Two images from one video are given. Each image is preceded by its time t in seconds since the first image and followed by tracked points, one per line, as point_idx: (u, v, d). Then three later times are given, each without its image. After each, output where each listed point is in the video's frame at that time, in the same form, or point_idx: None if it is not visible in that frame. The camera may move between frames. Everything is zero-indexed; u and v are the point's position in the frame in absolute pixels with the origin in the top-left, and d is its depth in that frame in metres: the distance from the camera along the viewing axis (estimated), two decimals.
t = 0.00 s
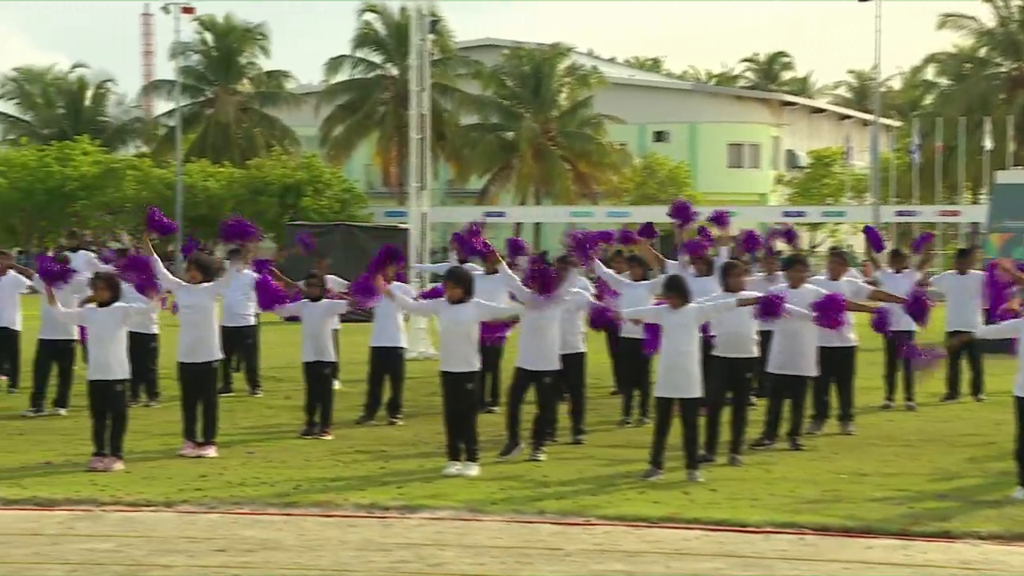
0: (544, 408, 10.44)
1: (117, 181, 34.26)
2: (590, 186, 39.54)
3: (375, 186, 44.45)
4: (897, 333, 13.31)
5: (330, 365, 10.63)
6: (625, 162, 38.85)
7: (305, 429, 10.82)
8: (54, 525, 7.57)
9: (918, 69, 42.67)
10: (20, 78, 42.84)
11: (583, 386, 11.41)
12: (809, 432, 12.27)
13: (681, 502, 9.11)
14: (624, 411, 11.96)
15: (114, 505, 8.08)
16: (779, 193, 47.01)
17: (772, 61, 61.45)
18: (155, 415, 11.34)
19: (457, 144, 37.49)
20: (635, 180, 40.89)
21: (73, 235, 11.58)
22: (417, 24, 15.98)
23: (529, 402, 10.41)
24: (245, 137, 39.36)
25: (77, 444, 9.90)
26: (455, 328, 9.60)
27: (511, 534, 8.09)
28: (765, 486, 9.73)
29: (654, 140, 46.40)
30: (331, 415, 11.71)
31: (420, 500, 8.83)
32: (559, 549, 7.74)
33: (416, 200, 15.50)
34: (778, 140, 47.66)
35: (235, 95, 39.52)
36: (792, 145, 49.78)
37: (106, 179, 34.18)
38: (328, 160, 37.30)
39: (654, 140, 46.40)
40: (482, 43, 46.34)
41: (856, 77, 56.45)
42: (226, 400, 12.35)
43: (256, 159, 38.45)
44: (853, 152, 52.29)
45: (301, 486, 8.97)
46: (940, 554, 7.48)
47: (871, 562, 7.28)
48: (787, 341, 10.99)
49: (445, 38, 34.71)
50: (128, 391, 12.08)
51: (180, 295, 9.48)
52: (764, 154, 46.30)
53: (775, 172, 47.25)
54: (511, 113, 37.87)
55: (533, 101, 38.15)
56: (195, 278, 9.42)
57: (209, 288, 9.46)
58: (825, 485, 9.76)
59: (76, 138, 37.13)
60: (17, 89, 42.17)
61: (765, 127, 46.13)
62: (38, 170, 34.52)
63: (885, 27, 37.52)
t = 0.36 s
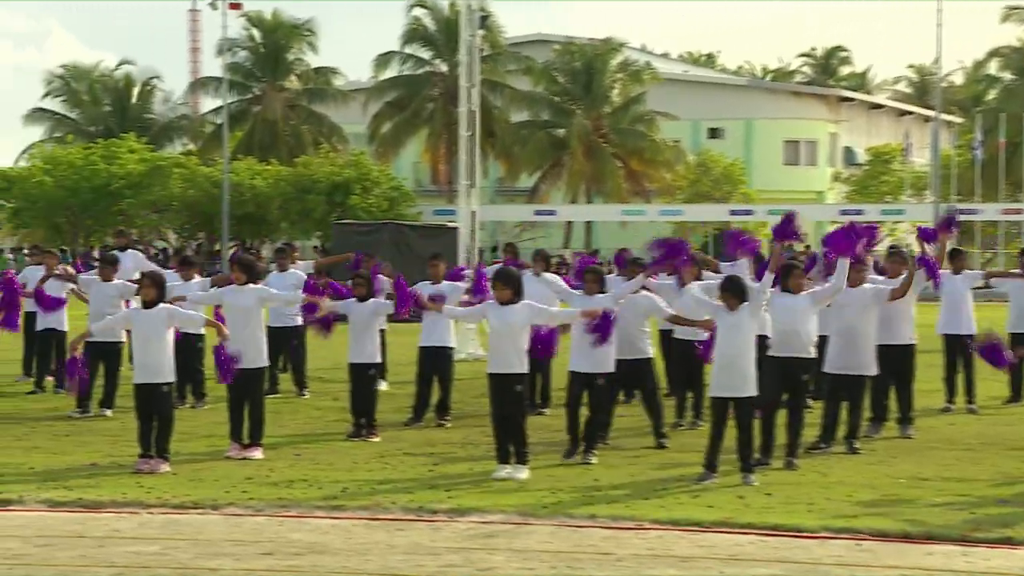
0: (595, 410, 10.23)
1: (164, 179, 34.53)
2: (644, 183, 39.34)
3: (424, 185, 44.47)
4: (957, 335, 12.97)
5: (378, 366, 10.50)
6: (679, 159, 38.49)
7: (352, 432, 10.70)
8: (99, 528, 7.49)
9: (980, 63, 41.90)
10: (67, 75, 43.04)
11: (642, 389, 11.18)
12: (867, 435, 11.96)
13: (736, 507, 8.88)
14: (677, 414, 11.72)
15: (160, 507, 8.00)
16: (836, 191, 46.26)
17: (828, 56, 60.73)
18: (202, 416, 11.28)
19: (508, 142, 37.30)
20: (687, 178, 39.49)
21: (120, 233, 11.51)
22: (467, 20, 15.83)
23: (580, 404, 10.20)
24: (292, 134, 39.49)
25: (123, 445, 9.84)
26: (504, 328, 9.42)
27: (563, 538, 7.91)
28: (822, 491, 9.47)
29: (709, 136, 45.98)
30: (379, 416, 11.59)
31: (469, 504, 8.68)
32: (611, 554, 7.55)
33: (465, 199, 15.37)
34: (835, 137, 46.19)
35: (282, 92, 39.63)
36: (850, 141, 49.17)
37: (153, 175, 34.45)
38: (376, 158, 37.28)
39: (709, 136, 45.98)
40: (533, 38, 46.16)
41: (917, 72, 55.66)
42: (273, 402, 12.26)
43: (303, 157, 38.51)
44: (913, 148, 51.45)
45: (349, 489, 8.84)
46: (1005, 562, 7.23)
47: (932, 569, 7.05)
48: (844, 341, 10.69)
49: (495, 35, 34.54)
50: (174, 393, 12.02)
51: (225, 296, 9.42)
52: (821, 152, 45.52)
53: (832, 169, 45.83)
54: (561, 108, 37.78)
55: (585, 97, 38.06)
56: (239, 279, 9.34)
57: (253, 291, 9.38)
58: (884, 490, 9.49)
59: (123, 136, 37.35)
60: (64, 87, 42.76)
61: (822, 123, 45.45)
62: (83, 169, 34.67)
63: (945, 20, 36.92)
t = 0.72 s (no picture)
0: (632, 413, 10.03)
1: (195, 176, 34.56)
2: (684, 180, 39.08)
3: (459, 182, 44.35)
4: (1004, 337, 12.64)
5: (408, 366, 10.39)
6: (718, 156, 38.11)
7: (385, 434, 10.57)
8: (129, 531, 7.39)
9: None
10: (98, 71, 43.12)
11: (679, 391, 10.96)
12: (912, 438, 11.68)
13: (777, 512, 8.66)
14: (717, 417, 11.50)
15: (191, 510, 7.88)
16: (881, 188, 45.60)
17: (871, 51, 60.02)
18: (233, 417, 11.19)
19: (544, 140, 37.20)
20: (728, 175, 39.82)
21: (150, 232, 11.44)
22: (503, 14, 15.64)
23: (617, 407, 10.00)
24: (325, 130, 39.39)
25: (154, 446, 9.77)
26: (540, 329, 9.25)
27: (600, 543, 7.73)
28: (867, 495, 9.22)
29: (749, 134, 45.39)
30: (413, 418, 11.45)
31: (503, 508, 8.50)
32: (650, 559, 7.35)
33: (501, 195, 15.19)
34: (880, 133, 46.20)
35: (314, 88, 39.55)
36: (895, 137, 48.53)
37: (184, 173, 34.35)
38: (411, 155, 37.16)
39: (749, 133, 45.39)
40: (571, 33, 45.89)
41: (964, 66, 54.88)
42: (305, 404, 12.16)
43: (336, 154, 38.39)
44: (958, 144, 50.71)
45: (383, 492, 8.69)
46: None
47: None
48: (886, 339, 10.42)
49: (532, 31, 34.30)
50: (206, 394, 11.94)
51: (258, 296, 9.31)
52: (865, 149, 44.96)
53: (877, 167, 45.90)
54: (599, 105, 37.41)
55: (623, 93, 37.75)
56: (272, 279, 9.25)
57: (287, 292, 9.25)
58: (930, 495, 9.22)
59: (156, 131, 37.51)
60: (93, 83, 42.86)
61: (866, 120, 44.86)
62: (114, 164, 35.16)
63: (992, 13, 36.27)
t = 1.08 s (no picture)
0: (676, 415, 9.82)
1: (230, 175, 34.56)
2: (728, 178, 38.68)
3: (498, 180, 44.21)
4: None
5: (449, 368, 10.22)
6: (764, 153, 37.68)
7: (424, 437, 10.42)
8: (165, 535, 7.28)
9: None
10: (132, 68, 43.17)
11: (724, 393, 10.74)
12: (964, 442, 11.38)
13: (825, 516, 8.42)
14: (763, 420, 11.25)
15: (227, 514, 7.77)
16: (931, 185, 44.73)
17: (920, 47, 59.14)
18: (269, 419, 11.08)
19: (586, 137, 37.04)
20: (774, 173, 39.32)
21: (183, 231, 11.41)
22: (543, 9, 15.46)
23: (660, 410, 9.79)
24: (362, 127, 39.19)
25: (189, 449, 9.68)
26: (581, 328, 9.06)
27: (642, 549, 7.53)
28: (917, 501, 8.95)
29: (796, 130, 45.00)
30: (452, 421, 11.30)
31: (544, 512, 8.32)
32: (694, 565, 7.15)
33: (541, 192, 14.99)
34: (930, 129, 45.31)
35: (351, 86, 39.49)
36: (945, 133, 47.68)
37: (220, 171, 34.56)
38: (450, 152, 36.99)
39: (796, 129, 45.00)
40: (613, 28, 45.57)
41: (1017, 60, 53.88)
42: (343, 405, 12.03)
43: (373, 151, 38.28)
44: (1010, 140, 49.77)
45: (421, 496, 8.55)
46: None
47: None
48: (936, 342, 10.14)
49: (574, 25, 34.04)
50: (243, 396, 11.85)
51: (294, 294, 9.19)
52: (914, 145, 44.19)
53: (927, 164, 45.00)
54: (641, 101, 37.19)
55: (665, 88, 37.39)
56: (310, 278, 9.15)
57: (326, 288, 9.10)
58: (983, 500, 8.95)
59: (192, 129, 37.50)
60: (128, 80, 42.90)
61: (916, 115, 44.10)
62: (148, 162, 34.94)
63: None
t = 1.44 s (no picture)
0: (728, 418, 9.59)
1: (274, 173, 34.77)
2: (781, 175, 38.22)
3: (545, 177, 44.13)
4: None
5: (497, 370, 10.05)
6: (818, 150, 37.26)
7: (471, 439, 10.27)
8: (208, 538, 7.18)
9: None
10: (173, 64, 43.62)
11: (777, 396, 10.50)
12: None
13: (882, 523, 8.16)
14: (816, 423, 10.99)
15: (270, 518, 7.66)
16: (991, 182, 43.87)
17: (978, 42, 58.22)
18: (313, 422, 10.98)
19: (635, 134, 36.60)
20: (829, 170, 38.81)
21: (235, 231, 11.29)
22: (592, 4, 15.30)
23: (711, 413, 9.55)
24: (408, 124, 39.18)
25: (233, 451, 9.58)
26: (629, 328, 8.85)
27: (693, 555, 7.32)
28: (977, 507, 8.66)
29: (851, 125, 44.61)
30: (499, 424, 11.14)
31: (592, 517, 8.13)
32: (746, 572, 6.94)
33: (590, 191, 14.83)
34: (990, 125, 44.52)
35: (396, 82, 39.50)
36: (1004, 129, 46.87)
37: (263, 169, 34.72)
38: (497, 150, 36.91)
39: (852, 125, 44.61)
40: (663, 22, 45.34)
41: None
42: (388, 408, 11.91)
43: (419, 148, 38.23)
44: None
45: (468, 499, 8.39)
46: None
47: None
48: (997, 346, 9.81)
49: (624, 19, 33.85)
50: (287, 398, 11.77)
51: (340, 295, 9.16)
52: (974, 142, 43.38)
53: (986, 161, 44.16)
54: (692, 96, 36.87)
55: (717, 84, 37.01)
56: (353, 276, 9.08)
57: (366, 286, 9.06)
58: None
59: (236, 127, 37.65)
60: (170, 76, 43.37)
61: (975, 110, 43.36)
62: (192, 160, 35.12)
63: None
